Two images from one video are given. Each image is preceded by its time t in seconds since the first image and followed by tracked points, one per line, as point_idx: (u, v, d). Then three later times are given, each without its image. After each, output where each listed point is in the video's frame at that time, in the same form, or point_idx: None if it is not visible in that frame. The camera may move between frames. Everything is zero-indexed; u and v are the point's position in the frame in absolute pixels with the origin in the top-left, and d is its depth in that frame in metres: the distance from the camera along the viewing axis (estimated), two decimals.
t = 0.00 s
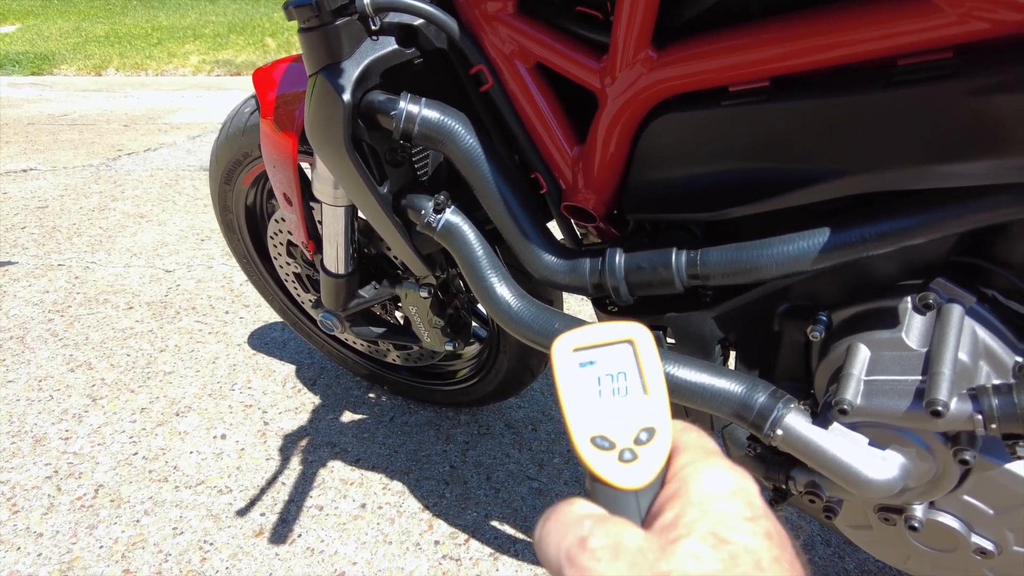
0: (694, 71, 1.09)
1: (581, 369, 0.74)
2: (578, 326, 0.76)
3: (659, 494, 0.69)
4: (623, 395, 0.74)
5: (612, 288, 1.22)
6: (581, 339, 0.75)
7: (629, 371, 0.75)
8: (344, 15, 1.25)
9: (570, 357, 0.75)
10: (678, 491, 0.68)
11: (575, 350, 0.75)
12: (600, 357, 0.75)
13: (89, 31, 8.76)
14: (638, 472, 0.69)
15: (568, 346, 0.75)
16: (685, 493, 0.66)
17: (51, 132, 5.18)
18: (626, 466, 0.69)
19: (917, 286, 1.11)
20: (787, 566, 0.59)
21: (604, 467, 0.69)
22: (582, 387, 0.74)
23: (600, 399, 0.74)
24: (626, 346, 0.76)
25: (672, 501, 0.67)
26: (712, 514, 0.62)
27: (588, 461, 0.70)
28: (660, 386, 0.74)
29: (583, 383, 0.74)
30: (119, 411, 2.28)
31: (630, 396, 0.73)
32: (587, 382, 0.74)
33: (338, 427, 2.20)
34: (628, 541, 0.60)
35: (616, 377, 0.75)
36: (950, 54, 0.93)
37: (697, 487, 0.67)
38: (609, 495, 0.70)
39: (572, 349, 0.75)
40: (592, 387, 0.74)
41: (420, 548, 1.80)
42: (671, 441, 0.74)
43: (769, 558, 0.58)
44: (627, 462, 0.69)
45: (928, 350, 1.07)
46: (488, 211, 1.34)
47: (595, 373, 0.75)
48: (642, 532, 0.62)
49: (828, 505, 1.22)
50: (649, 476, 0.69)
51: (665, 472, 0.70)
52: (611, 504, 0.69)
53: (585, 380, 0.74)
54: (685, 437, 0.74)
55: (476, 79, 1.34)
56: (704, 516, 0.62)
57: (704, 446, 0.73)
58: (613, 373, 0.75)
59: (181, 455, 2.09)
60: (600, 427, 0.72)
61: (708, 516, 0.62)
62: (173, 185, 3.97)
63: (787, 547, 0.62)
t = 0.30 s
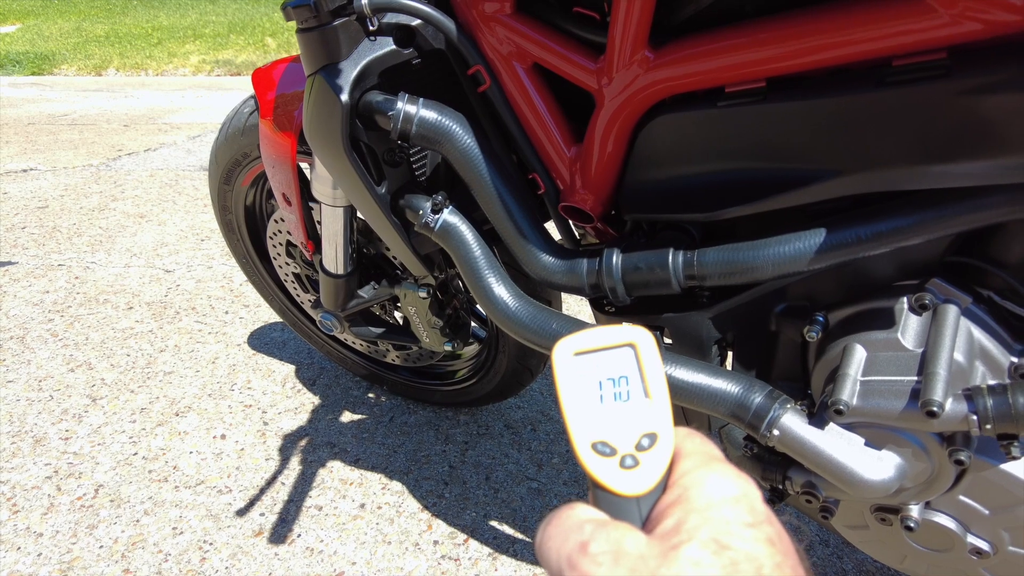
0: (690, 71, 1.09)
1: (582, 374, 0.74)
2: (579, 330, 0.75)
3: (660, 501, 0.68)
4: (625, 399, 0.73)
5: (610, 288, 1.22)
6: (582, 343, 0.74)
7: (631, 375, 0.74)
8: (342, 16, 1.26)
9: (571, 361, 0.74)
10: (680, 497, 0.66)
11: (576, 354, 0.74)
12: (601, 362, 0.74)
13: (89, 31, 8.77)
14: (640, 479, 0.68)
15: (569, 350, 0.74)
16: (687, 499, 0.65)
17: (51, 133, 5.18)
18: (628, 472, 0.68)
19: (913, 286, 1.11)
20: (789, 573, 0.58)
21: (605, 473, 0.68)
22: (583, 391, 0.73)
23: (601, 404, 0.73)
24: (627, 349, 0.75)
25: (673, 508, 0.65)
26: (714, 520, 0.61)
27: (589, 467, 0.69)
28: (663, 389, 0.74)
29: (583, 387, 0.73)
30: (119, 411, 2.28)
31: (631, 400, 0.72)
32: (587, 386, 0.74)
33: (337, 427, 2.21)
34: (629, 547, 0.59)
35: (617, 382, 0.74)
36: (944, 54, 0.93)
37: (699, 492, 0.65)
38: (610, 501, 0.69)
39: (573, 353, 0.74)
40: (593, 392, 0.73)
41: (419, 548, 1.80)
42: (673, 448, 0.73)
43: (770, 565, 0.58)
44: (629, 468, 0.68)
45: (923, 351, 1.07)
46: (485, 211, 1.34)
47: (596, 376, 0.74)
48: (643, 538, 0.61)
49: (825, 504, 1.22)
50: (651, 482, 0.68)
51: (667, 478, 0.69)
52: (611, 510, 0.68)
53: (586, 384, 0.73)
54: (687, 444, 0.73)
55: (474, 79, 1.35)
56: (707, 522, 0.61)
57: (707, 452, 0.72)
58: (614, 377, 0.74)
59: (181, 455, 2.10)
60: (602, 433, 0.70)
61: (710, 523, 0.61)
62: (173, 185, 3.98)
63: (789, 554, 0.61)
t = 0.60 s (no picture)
0: (690, 77, 1.10)
1: (573, 366, 0.73)
2: (571, 322, 0.74)
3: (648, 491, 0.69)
4: (615, 392, 0.72)
5: (608, 292, 1.23)
6: (574, 336, 0.73)
7: (622, 367, 0.74)
8: (342, 21, 1.27)
9: (562, 353, 0.73)
10: (668, 489, 0.67)
11: (567, 347, 0.73)
12: (593, 355, 0.73)
13: (89, 31, 8.78)
14: (630, 470, 0.68)
15: (560, 342, 0.73)
16: (675, 490, 0.66)
17: (51, 133, 5.19)
18: (618, 464, 0.68)
19: (910, 291, 1.12)
20: (775, 562, 0.59)
21: (595, 464, 0.68)
22: (573, 383, 0.72)
23: (592, 396, 0.72)
24: (618, 343, 0.75)
25: (661, 499, 0.66)
26: (702, 511, 0.62)
27: (579, 459, 0.69)
28: (653, 383, 0.73)
29: (574, 380, 0.72)
30: (119, 412, 2.29)
31: (622, 393, 0.72)
32: (578, 379, 0.73)
33: (337, 428, 2.21)
34: (618, 537, 0.60)
35: (608, 374, 0.73)
36: (942, 61, 0.94)
37: (687, 484, 0.66)
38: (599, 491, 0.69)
39: (565, 346, 0.73)
40: (583, 384, 0.73)
41: (418, 549, 1.81)
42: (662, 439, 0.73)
43: (756, 555, 0.59)
44: (618, 460, 0.68)
45: (920, 355, 1.08)
46: (485, 215, 1.35)
47: (587, 368, 0.73)
48: (631, 528, 0.61)
49: (821, 508, 1.24)
50: (640, 473, 0.68)
51: (655, 469, 0.70)
52: (600, 500, 0.69)
53: (577, 377, 0.72)
54: (676, 436, 0.74)
55: (474, 84, 1.35)
56: (694, 512, 0.62)
57: (696, 444, 0.72)
58: (605, 370, 0.73)
59: (181, 456, 2.10)
60: (592, 425, 0.70)
61: (698, 514, 0.62)
62: (173, 186, 3.99)
63: (775, 544, 0.62)
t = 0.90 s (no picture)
0: (688, 68, 1.09)
1: (572, 353, 0.72)
2: (570, 309, 0.74)
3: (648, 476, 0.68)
4: (615, 378, 0.72)
5: (606, 284, 1.23)
6: (573, 323, 0.73)
7: (621, 354, 0.74)
8: (340, 14, 1.26)
9: (561, 340, 0.73)
10: (668, 472, 0.66)
11: (566, 334, 0.73)
12: (592, 341, 0.73)
13: (89, 31, 8.77)
14: (630, 454, 0.67)
15: (559, 330, 0.73)
16: (675, 474, 0.65)
17: (51, 132, 5.18)
18: (617, 449, 0.67)
19: (909, 283, 1.11)
20: (774, 545, 0.59)
21: (595, 450, 0.68)
22: (572, 370, 0.72)
23: (591, 383, 0.72)
24: (618, 329, 0.74)
25: (661, 482, 0.65)
26: (701, 494, 0.62)
27: (579, 444, 0.68)
28: (652, 369, 0.73)
29: (573, 367, 0.72)
30: (119, 408, 2.29)
31: (621, 379, 0.72)
32: (577, 365, 0.73)
33: (336, 425, 2.21)
34: (616, 519, 0.60)
35: (607, 361, 0.73)
36: (939, 51, 0.94)
37: (687, 468, 0.66)
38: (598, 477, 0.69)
39: (563, 333, 0.73)
40: (583, 372, 0.72)
41: (417, 545, 1.81)
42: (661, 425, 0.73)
43: (755, 538, 0.59)
44: (618, 445, 0.68)
45: (919, 346, 1.07)
46: (483, 208, 1.34)
47: (586, 356, 0.73)
48: (630, 511, 0.61)
49: (820, 501, 1.23)
50: (640, 458, 0.68)
51: (655, 454, 0.69)
52: (599, 485, 0.68)
53: (575, 364, 0.72)
54: (676, 421, 0.73)
55: (472, 77, 1.35)
56: (694, 495, 0.62)
57: (695, 428, 0.72)
58: (604, 356, 0.73)
59: (181, 453, 2.10)
60: (591, 410, 0.70)
61: (697, 497, 0.61)
62: (173, 185, 3.99)
63: (774, 527, 0.62)
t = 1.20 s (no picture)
0: (687, 71, 1.09)
1: (572, 354, 0.73)
2: (569, 310, 0.74)
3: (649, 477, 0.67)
4: (614, 378, 0.72)
5: (606, 287, 1.22)
6: (572, 323, 0.73)
7: (620, 354, 0.74)
8: (339, 17, 1.26)
9: (561, 340, 0.73)
10: (668, 472, 0.66)
11: (566, 335, 0.73)
12: (592, 341, 0.73)
13: (90, 31, 8.77)
14: (629, 455, 0.67)
15: (558, 331, 0.73)
16: (675, 473, 0.65)
17: (51, 132, 5.18)
18: (617, 450, 0.67)
19: (908, 286, 1.11)
20: (775, 545, 0.59)
21: (594, 450, 0.68)
22: (572, 370, 0.72)
23: (591, 383, 0.72)
24: (617, 329, 0.74)
25: (662, 482, 0.65)
26: (701, 494, 0.61)
27: (579, 445, 0.68)
28: (652, 369, 0.73)
29: (573, 368, 0.72)
30: (119, 410, 2.29)
31: (621, 379, 0.72)
32: (577, 367, 0.73)
33: (336, 427, 2.21)
34: (616, 519, 0.60)
35: (607, 361, 0.73)
36: (938, 54, 0.94)
37: (687, 467, 0.65)
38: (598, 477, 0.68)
39: (563, 334, 0.73)
40: (582, 373, 0.72)
41: (417, 547, 1.81)
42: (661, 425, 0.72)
43: (756, 537, 0.58)
44: (617, 445, 0.67)
45: (918, 350, 1.07)
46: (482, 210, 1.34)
47: (586, 356, 0.73)
48: (631, 511, 0.61)
49: (820, 504, 1.23)
50: (640, 458, 0.67)
51: (655, 454, 0.68)
52: (600, 486, 0.67)
53: (575, 365, 0.72)
54: (676, 420, 0.72)
55: (472, 80, 1.35)
56: (694, 495, 0.61)
57: (695, 428, 0.71)
58: (604, 357, 0.73)
59: (180, 454, 2.10)
60: (591, 411, 0.70)
61: (697, 496, 0.61)
62: (173, 185, 3.98)
63: (776, 526, 0.61)
